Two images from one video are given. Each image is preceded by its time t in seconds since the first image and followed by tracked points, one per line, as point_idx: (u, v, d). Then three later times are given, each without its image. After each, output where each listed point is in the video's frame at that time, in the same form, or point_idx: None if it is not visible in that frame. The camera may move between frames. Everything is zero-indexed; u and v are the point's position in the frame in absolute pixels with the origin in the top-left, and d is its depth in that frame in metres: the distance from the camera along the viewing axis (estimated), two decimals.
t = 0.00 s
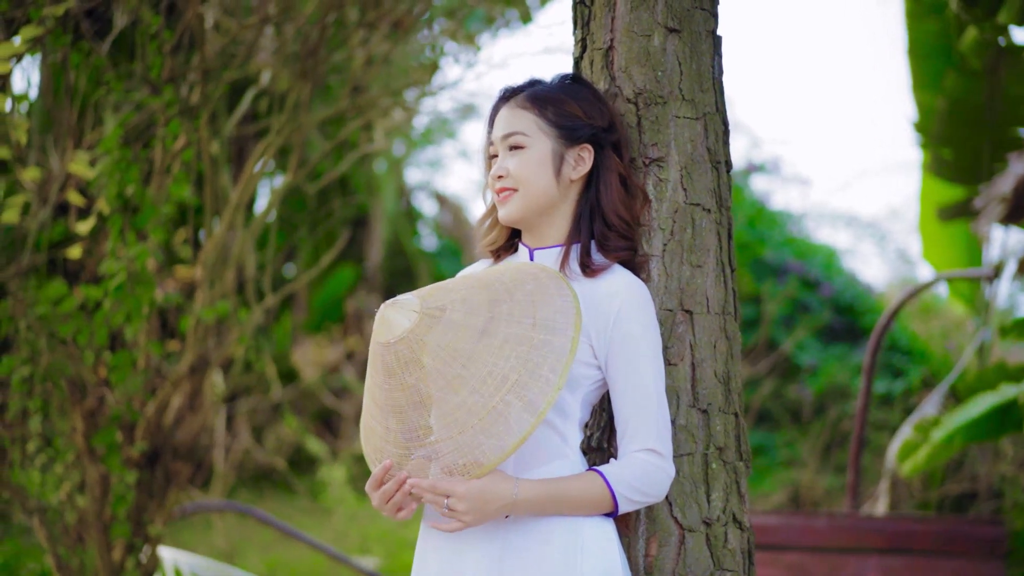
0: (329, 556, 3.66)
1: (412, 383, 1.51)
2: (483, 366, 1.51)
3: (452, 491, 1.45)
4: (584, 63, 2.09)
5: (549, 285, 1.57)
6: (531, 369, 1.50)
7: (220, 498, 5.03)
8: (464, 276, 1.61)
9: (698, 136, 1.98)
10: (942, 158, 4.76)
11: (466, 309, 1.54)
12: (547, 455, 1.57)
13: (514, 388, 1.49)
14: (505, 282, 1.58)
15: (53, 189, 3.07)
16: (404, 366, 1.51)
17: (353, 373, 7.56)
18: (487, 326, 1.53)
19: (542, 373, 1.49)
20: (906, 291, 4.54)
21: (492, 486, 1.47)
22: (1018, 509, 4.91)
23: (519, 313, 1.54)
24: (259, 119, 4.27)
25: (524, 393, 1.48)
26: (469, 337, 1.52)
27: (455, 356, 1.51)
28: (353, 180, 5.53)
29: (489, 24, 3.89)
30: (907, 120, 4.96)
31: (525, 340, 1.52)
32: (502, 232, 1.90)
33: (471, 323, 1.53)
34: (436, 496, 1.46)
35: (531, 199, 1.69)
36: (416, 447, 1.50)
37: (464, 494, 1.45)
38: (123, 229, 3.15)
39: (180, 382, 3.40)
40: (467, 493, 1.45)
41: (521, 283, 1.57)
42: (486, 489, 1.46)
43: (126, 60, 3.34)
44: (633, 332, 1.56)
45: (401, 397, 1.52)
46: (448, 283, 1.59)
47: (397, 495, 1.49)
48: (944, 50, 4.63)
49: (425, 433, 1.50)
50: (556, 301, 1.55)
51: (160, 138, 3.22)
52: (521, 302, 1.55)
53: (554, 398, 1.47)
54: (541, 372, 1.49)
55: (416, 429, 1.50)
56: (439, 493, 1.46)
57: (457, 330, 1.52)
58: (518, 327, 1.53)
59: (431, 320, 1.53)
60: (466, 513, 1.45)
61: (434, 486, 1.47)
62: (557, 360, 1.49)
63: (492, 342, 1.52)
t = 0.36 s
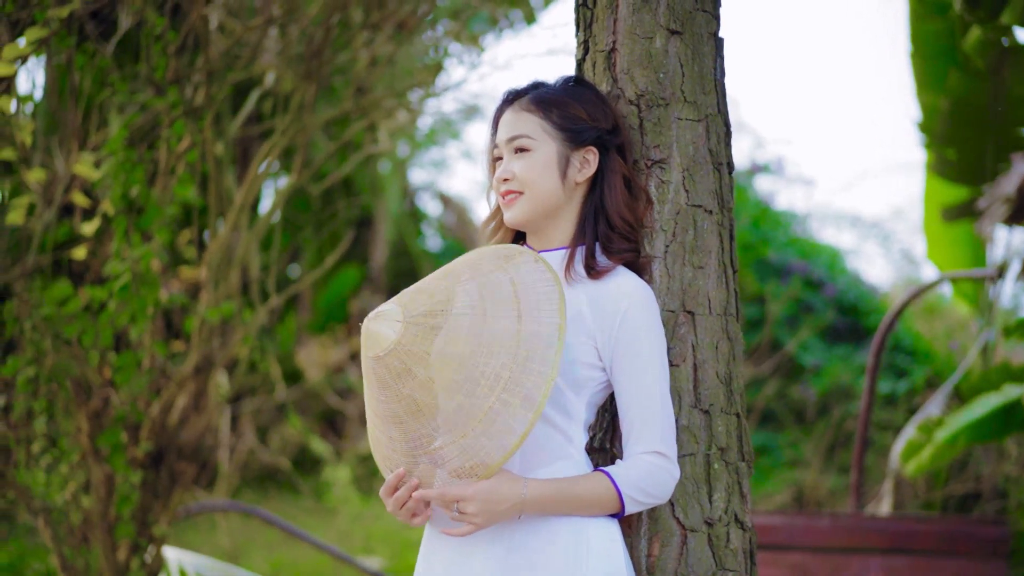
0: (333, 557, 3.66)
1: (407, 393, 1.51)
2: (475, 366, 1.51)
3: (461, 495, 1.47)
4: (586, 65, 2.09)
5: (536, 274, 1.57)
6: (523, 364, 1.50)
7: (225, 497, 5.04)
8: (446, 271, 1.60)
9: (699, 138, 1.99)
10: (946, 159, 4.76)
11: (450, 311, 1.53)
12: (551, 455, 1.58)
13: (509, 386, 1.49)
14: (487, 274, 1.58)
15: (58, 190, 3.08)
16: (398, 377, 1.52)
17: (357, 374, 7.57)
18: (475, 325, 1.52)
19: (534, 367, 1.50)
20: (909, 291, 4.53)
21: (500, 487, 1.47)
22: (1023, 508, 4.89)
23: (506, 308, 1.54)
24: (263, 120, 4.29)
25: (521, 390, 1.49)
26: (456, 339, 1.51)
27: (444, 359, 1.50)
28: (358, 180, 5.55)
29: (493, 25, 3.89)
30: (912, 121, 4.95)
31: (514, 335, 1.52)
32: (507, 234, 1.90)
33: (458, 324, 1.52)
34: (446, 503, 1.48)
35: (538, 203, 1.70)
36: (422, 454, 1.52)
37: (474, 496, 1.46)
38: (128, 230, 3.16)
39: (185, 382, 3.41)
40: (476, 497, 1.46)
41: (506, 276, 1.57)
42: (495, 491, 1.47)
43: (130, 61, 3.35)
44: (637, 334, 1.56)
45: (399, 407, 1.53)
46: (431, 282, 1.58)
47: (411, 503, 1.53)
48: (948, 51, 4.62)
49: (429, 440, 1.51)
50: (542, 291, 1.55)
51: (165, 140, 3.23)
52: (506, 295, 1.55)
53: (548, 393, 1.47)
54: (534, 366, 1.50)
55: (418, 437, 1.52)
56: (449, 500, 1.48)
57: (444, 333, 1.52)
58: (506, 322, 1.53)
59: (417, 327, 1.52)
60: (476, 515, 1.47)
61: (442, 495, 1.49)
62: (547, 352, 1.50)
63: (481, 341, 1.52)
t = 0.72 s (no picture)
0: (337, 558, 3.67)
1: (394, 423, 1.52)
2: (453, 386, 1.50)
3: (469, 507, 1.47)
4: (589, 69, 2.10)
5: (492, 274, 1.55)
6: (499, 370, 1.48)
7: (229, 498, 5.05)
8: (404, 292, 1.59)
9: (702, 141, 1.99)
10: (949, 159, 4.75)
11: (417, 338, 1.52)
12: (557, 457, 1.59)
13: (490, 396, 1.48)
14: (445, 285, 1.56)
15: (63, 191, 3.10)
16: (381, 410, 1.52)
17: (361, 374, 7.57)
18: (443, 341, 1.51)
19: (511, 376, 1.48)
20: (913, 292, 4.53)
21: (507, 495, 1.48)
22: None
23: (471, 317, 1.52)
24: (267, 121, 4.29)
25: (504, 398, 1.48)
26: (427, 360, 1.50)
27: (419, 384, 1.50)
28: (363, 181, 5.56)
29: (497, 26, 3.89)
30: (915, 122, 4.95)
31: (483, 343, 1.50)
32: (512, 237, 1.90)
33: (425, 345, 1.51)
34: (456, 515, 1.49)
35: (544, 206, 1.70)
36: (426, 473, 1.53)
37: (482, 506, 1.47)
38: (133, 231, 3.17)
39: (190, 383, 3.42)
40: (485, 506, 1.47)
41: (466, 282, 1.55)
42: (503, 498, 1.47)
43: (135, 63, 3.36)
44: (643, 339, 1.56)
45: (391, 436, 1.53)
46: (393, 308, 1.57)
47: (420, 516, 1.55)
48: (951, 52, 4.60)
49: (426, 463, 1.53)
50: (506, 296, 1.52)
51: (170, 141, 3.24)
52: (470, 308, 1.53)
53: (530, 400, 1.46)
54: (510, 374, 1.48)
55: (418, 459, 1.53)
56: (458, 512, 1.49)
57: (411, 357, 1.51)
58: (472, 331, 1.51)
59: (387, 358, 1.52)
60: (486, 525, 1.47)
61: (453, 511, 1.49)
62: (521, 359, 1.48)
63: (453, 360, 1.50)
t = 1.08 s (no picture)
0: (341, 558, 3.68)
1: (379, 473, 1.44)
2: (424, 426, 1.41)
3: (472, 509, 1.47)
4: (592, 70, 2.11)
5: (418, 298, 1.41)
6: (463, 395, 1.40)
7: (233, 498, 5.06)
8: (339, 342, 1.46)
9: (705, 143, 2.00)
10: (951, 160, 4.75)
11: (371, 394, 1.41)
12: (561, 457, 1.60)
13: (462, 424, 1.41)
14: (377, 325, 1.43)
15: (67, 192, 3.11)
16: (363, 470, 1.43)
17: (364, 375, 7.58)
18: (396, 388, 1.40)
19: (478, 397, 1.41)
20: (916, 292, 4.53)
21: (511, 495, 1.48)
22: None
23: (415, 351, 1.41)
24: (271, 122, 4.31)
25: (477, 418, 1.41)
26: (388, 409, 1.40)
27: (388, 434, 1.41)
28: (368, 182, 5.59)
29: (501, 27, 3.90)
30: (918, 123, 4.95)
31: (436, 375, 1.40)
32: (515, 238, 1.90)
33: (379, 397, 1.41)
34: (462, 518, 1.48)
35: (550, 206, 1.71)
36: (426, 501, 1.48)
37: (486, 507, 1.47)
38: (137, 232, 3.17)
39: (194, 383, 3.42)
40: (488, 508, 1.47)
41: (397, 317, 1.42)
42: (508, 498, 1.48)
43: (139, 64, 3.37)
44: (648, 339, 1.57)
45: (380, 482, 1.46)
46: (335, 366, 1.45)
47: (423, 523, 1.57)
48: (953, 54, 4.65)
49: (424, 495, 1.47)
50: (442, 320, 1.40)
51: (174, 142, 3.24)
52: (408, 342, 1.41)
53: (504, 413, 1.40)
54: (476, 396, 1.40)
55: (413, 493, 1.47)
56: (462, 514, 1.48)
57: (372, 413, 1.41)
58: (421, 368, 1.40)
59: (348, 423, 1.41)
60: (491, 526, 1.47)
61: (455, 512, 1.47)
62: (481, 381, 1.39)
63: (413, 403, 1.40)
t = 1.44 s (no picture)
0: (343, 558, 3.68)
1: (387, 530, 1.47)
2: (404, 495, 1.41)
3: (473, 512, 1.46)
4: (593, 70, 2.11)
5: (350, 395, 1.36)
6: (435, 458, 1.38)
7: (236, 497, 5.06)
8: (295, 449, 1.43)
9: (706, 143, 2.01)
10: (954, 160, 4.74)
11: (344, 488, 1.41)
12: (563, 456, 1.60)
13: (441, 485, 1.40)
14: (325, 427, 1.39)
15: (70, 192, 3.12)
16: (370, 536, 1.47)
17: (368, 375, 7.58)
18: (369, 476, 1.40)
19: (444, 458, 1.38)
20: (918, 292, 4.52)
21: (512, 494, 1.48)
22: None
23: (371, 440, 1.38)
24: (274, 122, 4.30)
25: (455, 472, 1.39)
26: (370, 494, 1.41)
27: (376, 514, 1.42)
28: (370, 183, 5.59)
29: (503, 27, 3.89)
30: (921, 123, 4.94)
31: (396, 452, 1.38)
32: (516, 238, 1.90)
33: (356, 488, 1.41)
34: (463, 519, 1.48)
35: (553, 206, 1.71)
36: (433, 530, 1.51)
37: (486, 509, 1.46)
38: (140, 231, 3.17)
39: (197, 383, 3.42)
40: (489, 509, 1.46)
41: (341, 416, 1.38)
42: (509, 498, 1.48)
43: (142, 64, 3.37)
44: (649, 339, 1.57)
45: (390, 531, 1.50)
46: (297, 472, 1.44)
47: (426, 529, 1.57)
48: (955, 54, 4.63)
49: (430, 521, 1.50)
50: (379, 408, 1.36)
51: (177, 142, 3.25)
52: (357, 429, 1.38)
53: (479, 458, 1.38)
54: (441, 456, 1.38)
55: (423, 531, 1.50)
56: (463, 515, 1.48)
57: (357, 504, 1.42)
58: (384, 454, 1.38)
59: (339, 516, 1.43)
60: (493, 527, 1.47)
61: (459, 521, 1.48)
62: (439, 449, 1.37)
63: (385, 482, 1.40)
